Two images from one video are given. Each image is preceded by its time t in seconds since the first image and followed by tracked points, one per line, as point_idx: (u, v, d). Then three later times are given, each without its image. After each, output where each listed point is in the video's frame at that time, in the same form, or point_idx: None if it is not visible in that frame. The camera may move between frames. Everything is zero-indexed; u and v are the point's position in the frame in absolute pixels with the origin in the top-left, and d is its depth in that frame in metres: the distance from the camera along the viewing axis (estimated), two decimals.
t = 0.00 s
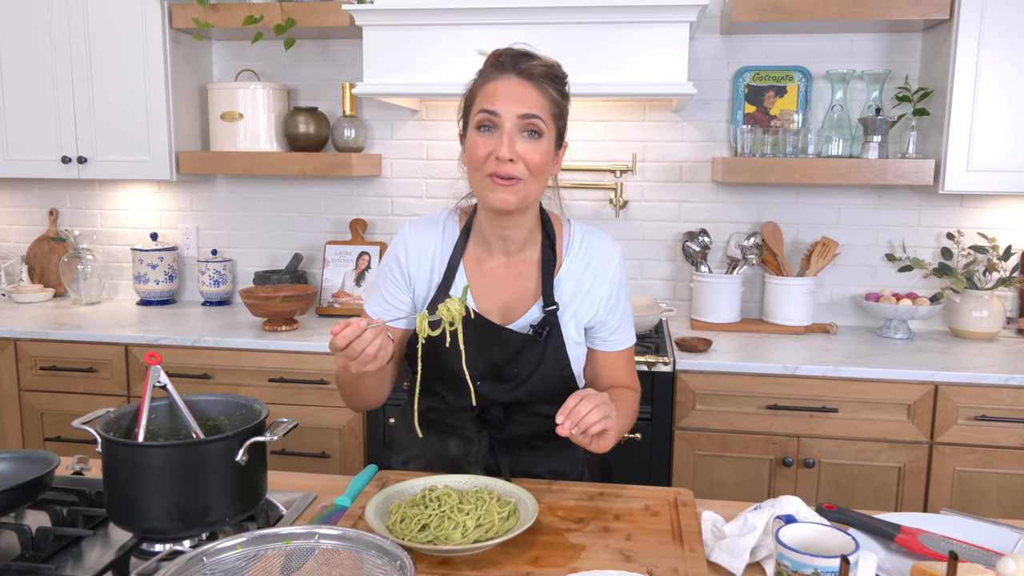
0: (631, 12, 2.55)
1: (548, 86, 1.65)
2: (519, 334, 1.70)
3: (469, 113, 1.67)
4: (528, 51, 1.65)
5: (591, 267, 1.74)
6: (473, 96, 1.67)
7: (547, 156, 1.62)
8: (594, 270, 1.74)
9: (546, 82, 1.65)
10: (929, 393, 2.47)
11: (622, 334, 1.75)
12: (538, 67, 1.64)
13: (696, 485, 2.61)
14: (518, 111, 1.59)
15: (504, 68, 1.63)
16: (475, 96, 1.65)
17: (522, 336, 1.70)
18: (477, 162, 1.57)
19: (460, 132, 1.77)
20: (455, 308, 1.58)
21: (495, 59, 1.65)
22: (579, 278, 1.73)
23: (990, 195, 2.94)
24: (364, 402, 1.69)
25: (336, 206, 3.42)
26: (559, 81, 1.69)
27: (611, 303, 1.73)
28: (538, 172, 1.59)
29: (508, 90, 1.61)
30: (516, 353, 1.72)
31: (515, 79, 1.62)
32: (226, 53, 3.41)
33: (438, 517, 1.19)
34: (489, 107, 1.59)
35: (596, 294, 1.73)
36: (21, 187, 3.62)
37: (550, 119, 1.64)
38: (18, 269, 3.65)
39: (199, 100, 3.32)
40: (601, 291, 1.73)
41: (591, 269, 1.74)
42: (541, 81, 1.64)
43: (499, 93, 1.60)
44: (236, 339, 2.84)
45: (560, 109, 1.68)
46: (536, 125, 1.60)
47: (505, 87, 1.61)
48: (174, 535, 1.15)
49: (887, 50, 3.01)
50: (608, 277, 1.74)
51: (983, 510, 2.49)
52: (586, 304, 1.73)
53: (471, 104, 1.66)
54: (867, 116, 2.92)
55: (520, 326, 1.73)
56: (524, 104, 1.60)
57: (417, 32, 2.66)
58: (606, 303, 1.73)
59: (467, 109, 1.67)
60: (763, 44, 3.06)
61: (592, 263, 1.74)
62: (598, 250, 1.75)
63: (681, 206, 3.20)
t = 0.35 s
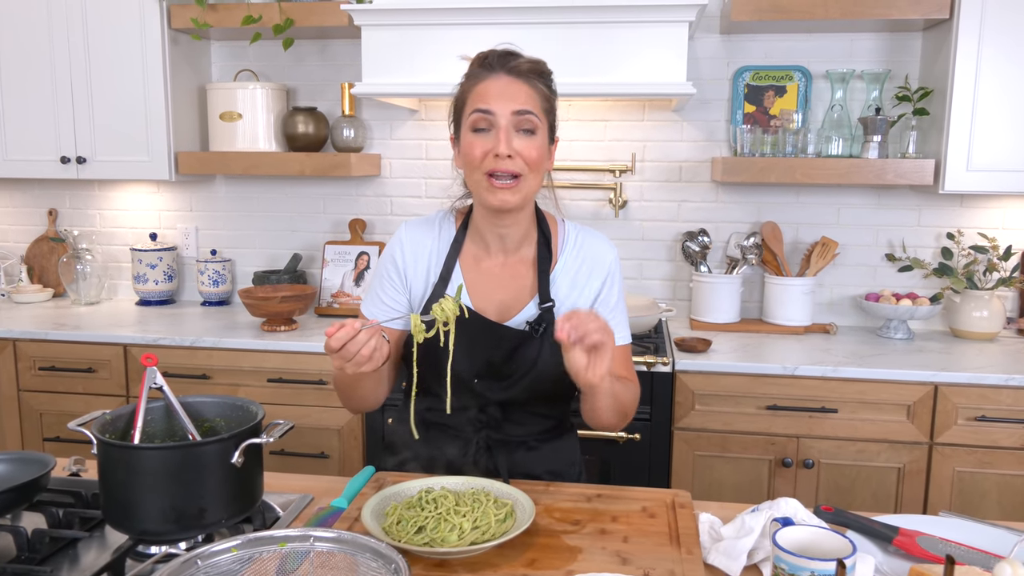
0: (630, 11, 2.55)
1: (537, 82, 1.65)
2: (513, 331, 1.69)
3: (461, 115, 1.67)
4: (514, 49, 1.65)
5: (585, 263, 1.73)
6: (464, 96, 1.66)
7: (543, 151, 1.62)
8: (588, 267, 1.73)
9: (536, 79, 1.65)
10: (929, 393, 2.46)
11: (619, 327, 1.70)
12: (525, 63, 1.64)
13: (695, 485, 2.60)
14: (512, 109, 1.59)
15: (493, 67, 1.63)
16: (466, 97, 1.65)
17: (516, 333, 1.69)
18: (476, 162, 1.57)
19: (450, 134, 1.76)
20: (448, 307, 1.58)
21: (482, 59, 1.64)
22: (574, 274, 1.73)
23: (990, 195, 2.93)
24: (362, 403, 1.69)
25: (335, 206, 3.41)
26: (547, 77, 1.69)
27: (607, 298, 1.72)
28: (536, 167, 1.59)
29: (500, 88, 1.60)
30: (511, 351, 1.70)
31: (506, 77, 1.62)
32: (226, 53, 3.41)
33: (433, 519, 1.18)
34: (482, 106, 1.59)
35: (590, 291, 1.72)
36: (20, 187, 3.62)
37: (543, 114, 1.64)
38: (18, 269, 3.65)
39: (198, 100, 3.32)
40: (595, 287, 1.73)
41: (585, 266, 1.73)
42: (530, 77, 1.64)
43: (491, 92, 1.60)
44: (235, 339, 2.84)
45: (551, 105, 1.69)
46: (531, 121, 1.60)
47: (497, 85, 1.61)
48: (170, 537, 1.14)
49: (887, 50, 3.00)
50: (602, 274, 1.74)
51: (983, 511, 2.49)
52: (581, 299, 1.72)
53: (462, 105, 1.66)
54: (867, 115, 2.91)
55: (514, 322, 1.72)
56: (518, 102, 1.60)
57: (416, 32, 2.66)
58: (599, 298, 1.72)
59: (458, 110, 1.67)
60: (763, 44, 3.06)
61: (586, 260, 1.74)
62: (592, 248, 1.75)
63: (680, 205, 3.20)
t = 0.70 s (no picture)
0: (629, 10, 2.54)
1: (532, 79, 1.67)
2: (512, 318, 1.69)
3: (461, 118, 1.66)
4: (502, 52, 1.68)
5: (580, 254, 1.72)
6: (463, 99, 1.66)
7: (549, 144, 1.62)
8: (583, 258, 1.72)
9: (531, 77, 1.68)
10: (930, 393, 2.46)
11: (617, 311, 1.66)
12: (518, 62, 1.67)
13: (695, 485, 2.59)
14: (516, 104, 1.60)
15: (490, 68, 1.65)
16: (467, 99, 1.65)
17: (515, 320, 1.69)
18: (488, 159, 1.56)
19: (445, 141, 1.76)
20: (448, 307, 1.55)
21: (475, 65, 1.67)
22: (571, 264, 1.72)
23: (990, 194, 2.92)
24: (362, 402, 1.68)
25: (335, 205, 3.41)
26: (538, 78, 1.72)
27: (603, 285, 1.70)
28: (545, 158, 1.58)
29: (502, 86, 1.61)
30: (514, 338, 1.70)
31: (506, 75, 1.63)
32: (225, 53, 3.40)
33: (430, 521, 1.18)
34: (488, 106, 1.59)
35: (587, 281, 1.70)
36: (19, 186, 3.61)
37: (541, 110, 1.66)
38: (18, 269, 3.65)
39: (197, 100, 3.31)
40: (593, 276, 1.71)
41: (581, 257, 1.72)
42: (527, 75, 1.66)
43: (494, 90, 1.61)
44: (234, 339, 2.83)
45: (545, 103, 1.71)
46: (535, 115, 1.61)
47: (499, 83, 1.62)
48: (165, 539, 1.14)
49: (887, 48, 2.99)
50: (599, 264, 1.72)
51: (984, 511, 2.48)
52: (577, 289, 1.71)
53: (463, 107, 1.65)
54: (867, 114, 2.90)
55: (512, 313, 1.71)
56: (521, 97, 1.61)
57: (414, 31, 2.65)
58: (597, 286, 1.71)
59: (458, 114, 1.66)
60: (763, 42, 3.04)
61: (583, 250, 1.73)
62: (587, 240, 1.74)
63: (680, 205, 3.19)
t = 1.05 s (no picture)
0: (630, 8, 2.53)
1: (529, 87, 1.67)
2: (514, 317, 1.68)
3: (460, 123, 1.66)
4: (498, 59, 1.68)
5: (575, 254, 1.71)
6: (462, 105, 1.65)
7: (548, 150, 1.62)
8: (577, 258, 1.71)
9: (529, 83, 1.68)
10: (932, 393, 2.45)
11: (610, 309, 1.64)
12: (514, 70, 1.67)
13: (696, 485, 2.59)
14: (517, 111, 1.60)
15: (490, 74, 1.65)
16: (466, 104, 1.64)
17: (516, 318, 1.68)
18: (489, 164, 1.56)
19: (443, 146, 1.75)
20: (447, 318, 1.49)
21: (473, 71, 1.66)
22: (567, 263, 1.70)
23: (992, 192, 2.91)
24: (363, 401, 1.67)
25: (335, 205, 3.40)
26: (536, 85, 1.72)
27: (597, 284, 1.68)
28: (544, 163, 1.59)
29: (502, 92, 1.61)
30: (513, 335, 1.69)
31: (505, 81, 1.63)
32: (225, 52, 3.40)
33: (427, 523, 1.17)
34: (488, 112, 1.59)
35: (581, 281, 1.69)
36: (20, 186, 3.61)
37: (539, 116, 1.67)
38: (19, 269, 3.66)
39: (197, 99, 3.31)
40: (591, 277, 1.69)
41: (576, 256, 1.71)
42: (526, 82, 1.67)
43: (494, 96, 1.60)
44: (234, 339, 2.83)
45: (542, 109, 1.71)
46: (534, 121, 1.61)
47: (498, 89, 1.61)
48: (161, 540, 1.13)
49: (889, 46, 2.98)
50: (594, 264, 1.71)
51: (987, 511, 2.47)
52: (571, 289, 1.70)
53: (462, 113, 1.65)
54: (869, 112, 2.89)
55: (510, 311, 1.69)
56: (521, 103, 1.61)
57: (415, 30, 2.65)
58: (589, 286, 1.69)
59: (457, 119, 1.65)
60: (764, 40, 3.03)
61: (579, 250, 1.71)
62: (582, 240, 1.73)
63: (681, 203, 3.18)
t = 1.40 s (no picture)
0: (630, 8, 2.52)
1: (529, 89, 1.65)
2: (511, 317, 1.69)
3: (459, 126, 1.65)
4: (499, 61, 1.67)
5: (575, 255, 1.70)
6: (461, 108, 1.65)
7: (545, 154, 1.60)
8: (576, 259, 1.70)
9: (528, 86, 1.66)
10: (933, 393, 2.43)
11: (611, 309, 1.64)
12: (514, 72, 1.65)
13: (697, 486, 2.58)
14: (514, 115, 1.58)
15: (488, 77, 1.64)
16: (464, 107, 1.63)
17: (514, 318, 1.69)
18: (483, 169, 1.55)
19: (445, 147, 1.75)
20: (439, 326, 1.49)
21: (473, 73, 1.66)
22: (567, 263, 1.69)
23: (995, 191, 2.89)
24: (359, 399, 1.65)
25: (336, 205, 3.40)
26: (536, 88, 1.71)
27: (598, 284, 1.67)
28: (540, 167, 1.57)
29: (499, 95, 1.60)
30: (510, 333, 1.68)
31: (503, 85, 1.62)
32: (225, 52, 3.40)
33: (422, 524, 1.16)
34: (484, 115, 1.58)
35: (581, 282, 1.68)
36: (21, 187, 3.62)
37: (538, 119, 1.65)
38: (20, 269, 3.66)
39: (198, 100, 3.31)
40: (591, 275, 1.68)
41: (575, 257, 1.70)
42: (525, 85, 1.65)
43: (491, 99, 1.59)
44: (234, 339, 2.82)
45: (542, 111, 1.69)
46: (531, 125, 1.59)
47: (495, 93, 1.60)
48: (155, 541, 1.13)
49: (891, 45, 2.97)
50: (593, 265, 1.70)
51: (989, 512, 2.45)
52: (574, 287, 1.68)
53: (460, 116, 1.64)
54: (871, 111, 2.88)
55: (505, 309, 1.69)
56: (518, 107, 1.59)
57: (415, 30, 2.64)
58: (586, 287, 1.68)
59: (457, 122, 1.65)
60: (764, 40, 3.02)
61: (578, 250, 1.71)
62: (582, 241, 1.72)
63: (683, 203, 3.17)
